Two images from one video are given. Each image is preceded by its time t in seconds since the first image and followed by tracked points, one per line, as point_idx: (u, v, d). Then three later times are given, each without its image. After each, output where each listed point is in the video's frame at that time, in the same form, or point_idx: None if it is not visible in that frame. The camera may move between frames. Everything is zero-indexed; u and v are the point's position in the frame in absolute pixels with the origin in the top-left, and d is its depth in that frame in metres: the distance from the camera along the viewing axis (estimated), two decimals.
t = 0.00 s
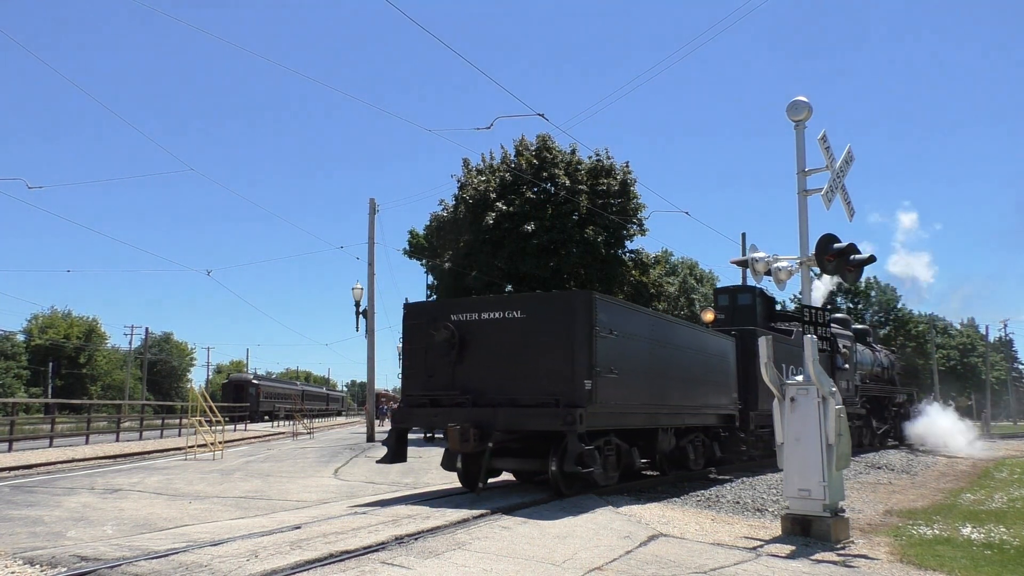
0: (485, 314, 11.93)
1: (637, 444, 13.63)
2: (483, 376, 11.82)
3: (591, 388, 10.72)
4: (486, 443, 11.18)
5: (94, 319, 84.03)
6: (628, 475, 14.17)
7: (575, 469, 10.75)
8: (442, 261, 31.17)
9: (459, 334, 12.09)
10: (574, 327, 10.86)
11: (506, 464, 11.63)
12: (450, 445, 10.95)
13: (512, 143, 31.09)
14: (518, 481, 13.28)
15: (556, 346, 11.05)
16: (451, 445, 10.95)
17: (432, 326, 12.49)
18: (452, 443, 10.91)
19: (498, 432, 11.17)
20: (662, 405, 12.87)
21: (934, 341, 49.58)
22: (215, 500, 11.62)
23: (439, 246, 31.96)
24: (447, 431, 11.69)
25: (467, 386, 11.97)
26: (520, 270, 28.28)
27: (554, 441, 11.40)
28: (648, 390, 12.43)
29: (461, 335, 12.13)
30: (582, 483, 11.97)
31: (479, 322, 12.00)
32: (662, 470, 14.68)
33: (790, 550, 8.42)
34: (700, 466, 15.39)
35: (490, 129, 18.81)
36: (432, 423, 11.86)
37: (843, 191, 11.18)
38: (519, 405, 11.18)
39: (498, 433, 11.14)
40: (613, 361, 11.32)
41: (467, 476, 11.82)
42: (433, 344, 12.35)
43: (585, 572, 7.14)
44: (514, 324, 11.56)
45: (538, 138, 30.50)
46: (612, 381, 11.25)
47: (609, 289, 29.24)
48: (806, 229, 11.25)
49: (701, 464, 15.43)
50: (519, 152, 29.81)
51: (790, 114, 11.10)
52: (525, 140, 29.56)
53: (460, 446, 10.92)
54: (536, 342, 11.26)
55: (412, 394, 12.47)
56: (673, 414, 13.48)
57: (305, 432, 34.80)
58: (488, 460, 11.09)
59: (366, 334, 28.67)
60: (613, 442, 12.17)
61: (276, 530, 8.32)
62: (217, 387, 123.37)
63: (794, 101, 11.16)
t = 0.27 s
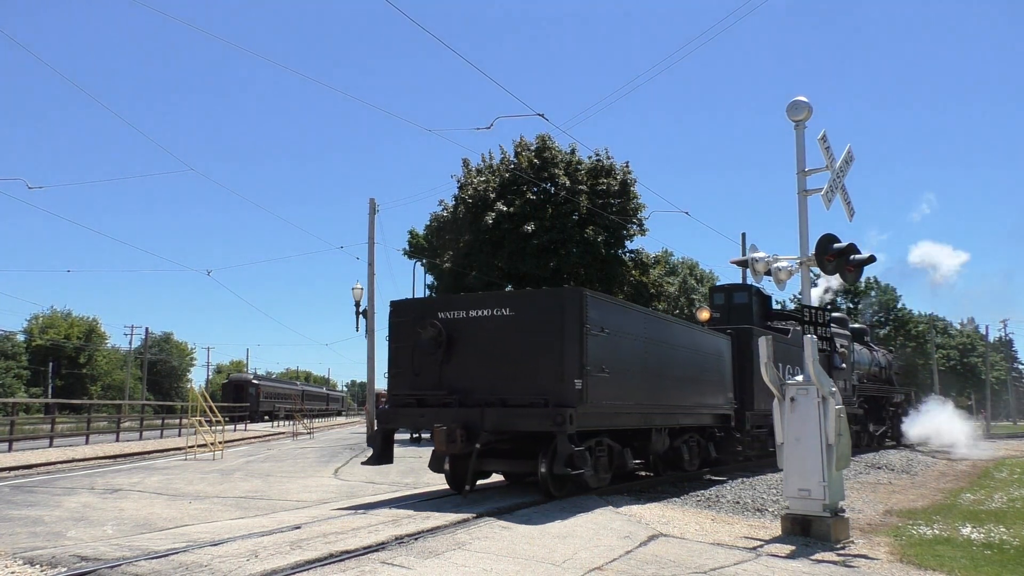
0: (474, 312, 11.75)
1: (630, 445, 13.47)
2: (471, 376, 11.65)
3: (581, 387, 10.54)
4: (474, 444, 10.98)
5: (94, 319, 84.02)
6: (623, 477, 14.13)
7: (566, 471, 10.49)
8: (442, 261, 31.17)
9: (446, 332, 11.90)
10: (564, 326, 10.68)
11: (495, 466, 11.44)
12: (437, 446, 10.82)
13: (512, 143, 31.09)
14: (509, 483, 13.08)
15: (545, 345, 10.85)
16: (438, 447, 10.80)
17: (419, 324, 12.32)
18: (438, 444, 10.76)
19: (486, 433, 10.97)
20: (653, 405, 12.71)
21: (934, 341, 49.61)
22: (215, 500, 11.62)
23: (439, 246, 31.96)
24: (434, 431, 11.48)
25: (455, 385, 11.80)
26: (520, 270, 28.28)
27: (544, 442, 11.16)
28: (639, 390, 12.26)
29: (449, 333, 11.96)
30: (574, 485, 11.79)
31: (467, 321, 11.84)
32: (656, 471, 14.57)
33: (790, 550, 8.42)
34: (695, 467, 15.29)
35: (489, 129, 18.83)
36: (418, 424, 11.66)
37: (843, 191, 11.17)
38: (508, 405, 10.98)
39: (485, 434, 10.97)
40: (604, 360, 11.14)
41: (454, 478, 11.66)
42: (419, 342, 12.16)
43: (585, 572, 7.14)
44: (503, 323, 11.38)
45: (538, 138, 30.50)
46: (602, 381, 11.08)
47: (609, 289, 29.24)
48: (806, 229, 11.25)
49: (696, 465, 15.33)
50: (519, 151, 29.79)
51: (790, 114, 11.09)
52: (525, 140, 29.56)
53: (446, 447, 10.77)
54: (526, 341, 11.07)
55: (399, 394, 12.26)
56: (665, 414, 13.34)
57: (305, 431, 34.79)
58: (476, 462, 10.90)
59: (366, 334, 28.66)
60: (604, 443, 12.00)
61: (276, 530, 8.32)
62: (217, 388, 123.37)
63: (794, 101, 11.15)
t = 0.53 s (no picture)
0: (461, 309, 11.50)
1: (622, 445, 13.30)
2: (458, 375, 11.39)
3: (571, 387, 10.32)
4: (460, 445, 10.68)
5: (94, 319, 84.00)
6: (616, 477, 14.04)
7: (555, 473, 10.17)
8: (442, 261, 31.15)
9: (433, 330, 11.65)
10: (553, 323, 10.46)
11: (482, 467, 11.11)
12: (422, 447, 10.37)
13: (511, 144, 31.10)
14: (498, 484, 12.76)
15: (535, 342, 10.63)
16: (423, 448, 10.36)
17: (405, 322, 12.04)
18: (424, 446, 10.32)
19: (473, 434, 10.69)
20: (645, 405, 12.52)
21: (934, 341, 49.64)
22: (215, 500, 11.61)
23: (439, 246, 31.94)
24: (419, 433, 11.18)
25: (441, 385, 11.54)
26: (520, 270, 28.27)
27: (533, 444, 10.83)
28: (631, 389, 12.04)
29: (435, 331, 11.70)
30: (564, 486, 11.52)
31: (454, 318, 11.59)
32: (650, 471, 14.43)
33: (789, 550, 8.42)
34: (689, 468, 15.14)
35: (489, 129, 18.87)
36: (403, 425, 11.36)
37: (842, 191, 11.18)
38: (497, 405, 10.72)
39: (473, 435, 10.65)
40: (595, 358, 10.93)
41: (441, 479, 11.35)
42: (405, 341, 11.88)
43: (585, 573, 7.13)
44: (492, 320, 11.15)
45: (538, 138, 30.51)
46: (593, 380, 10.86)
47: (609, 289, 29.21)
48: (806, 229, 11.26)
49: (691, 466, 15.20)
50: (519, 151, 29.79)
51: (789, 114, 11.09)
52: (525, 140, 29.56)
53: (432, 449, 10.33)
54: (515, 339, 10.84)
55: (383, 394, 11.96)
56: (658, 414, 13.14)
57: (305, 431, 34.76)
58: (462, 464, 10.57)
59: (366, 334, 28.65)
60: (596, 444, 11.74)
61: (276, 530, 8.32)
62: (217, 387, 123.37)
63: (794, 101, 11.15)
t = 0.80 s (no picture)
0: (448, 307, 11.24)
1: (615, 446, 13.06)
2: (445, 374, 11.12)
3: (560, 386, 10.07)
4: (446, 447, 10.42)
5: (94, 319, 83.98)
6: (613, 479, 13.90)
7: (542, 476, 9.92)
8: (442, 261, 31.15)
9: (419, 328, 11.38)
10: (542, 320, 10.20)
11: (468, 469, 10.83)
12: (407, 450, 10.10)
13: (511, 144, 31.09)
14: (487, 486, 12.48)
15: (523, 341, 10.38)
16: (408, 451, 10.10)
17: (390, 320, 11.75)
18: (409, 448, 10.07)
19: (459, 435, 10.43)
20: (638, 405, 12.30)
21: (933, 341, 49.68)
22: (215, 500, 11.62)
23: (439, 246, 31.90)
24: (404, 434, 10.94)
25: (427, 385, 11.27)
26: (520, 271, 28.26)
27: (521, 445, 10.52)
28: (623, 388, 11.82)
29: (421, 329, 11.42)
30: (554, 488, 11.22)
31: (440, 316, 11.31)
32: (644, 472, 14.21)
33: (790, 550, 8.41)
34: (683, 469, 14.93)
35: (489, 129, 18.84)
36: (388, 425, 11.12)
37: (843, 191, 11.17)
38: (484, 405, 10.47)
39: (460, 436, 10.36)
40: (586, 357, 10.69)
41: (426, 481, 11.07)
42: (391, 339, 11.61)
43: (585, 573, 7.13)
44: (479, 317, 10.88)
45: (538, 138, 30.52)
46: (583, 379, 10.60)
47: (609, 289, 29.19)
48: (806, 230, 11.25)
49: (685, 466, 14.98)
50: (519, 151, 29.78)
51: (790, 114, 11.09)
52: (525, 140, 29.56)
53: (417, 451, 10.08)
54: (502, 337, 10.58)
55: (368, 394, 11.71)
56: (651, 414, 12.91)
57: (305, 432, 34.78)
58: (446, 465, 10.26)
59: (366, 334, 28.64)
60: (587, 445, 11.44)
61: (276, 530, 8.32)
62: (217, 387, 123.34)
63: (795, 101, 11.14)
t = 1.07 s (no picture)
0: (434, 304, 10.96)
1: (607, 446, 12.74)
2: (431, 374, 10.86)
3: (549, 385, 9.85)
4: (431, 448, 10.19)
5: (94, 319, 83.93)
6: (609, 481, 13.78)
7: (531, 479, 9.62)
8: (442, 261, 31.15)
9: (405, 326, 11.10)
10: (531, 318, 9.98)
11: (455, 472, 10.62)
12: (392, 450, 10.06)
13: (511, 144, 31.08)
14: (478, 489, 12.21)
15: (511, 339, 10.14)
16: (393, 451, 10.05)
17: (375, 318, 11.46)
18: (394, 449, 10.01)
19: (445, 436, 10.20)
20: (631, 404, 12.08)
21: (933, 341, 49.71)
22: (215, 500, 11.62)
23: (439, 246, 31.87)
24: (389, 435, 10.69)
25: (413, 385, 10.99)
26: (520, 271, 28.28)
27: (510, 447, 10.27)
28: (615, 387, 11.59)
29: (407, 327, 11.14)
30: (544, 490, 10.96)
31: (426, 314, 11.03)
32: (637, 473, 13.91)
33: (790, 550, 8.41)
34: (678, 469, 14.68)
35: (489, 130, 18.86)
36: (372, 426, 10.86)
37: (843, 191, 11.16)
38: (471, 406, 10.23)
39: (445, 437, 10.19)
40: (576, 356, 10.46)
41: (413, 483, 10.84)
42: (376, 337, 11.32)
43: (585, 573, 7.14)
44: (466, 315, 10.63)
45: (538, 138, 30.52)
46: (574, 378, 10.39)
47: (609, 289, 29.18)
48: (806, 230, 11.25)
49: (679, 467, 14.74)
50: (519, 152, 29.78)
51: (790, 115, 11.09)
52: (525, 140, 29.55)
53: (401, 452, 10.02)
54: (491, 335, 10.33)
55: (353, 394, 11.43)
56: (643, 414, 12.67)
57: (305, 432, 34.78)
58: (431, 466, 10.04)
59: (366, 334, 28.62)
60: (579, 446, 11.17)
61: (276, 530, 8.33)
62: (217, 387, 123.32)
63: (795, 101, 11.15)
